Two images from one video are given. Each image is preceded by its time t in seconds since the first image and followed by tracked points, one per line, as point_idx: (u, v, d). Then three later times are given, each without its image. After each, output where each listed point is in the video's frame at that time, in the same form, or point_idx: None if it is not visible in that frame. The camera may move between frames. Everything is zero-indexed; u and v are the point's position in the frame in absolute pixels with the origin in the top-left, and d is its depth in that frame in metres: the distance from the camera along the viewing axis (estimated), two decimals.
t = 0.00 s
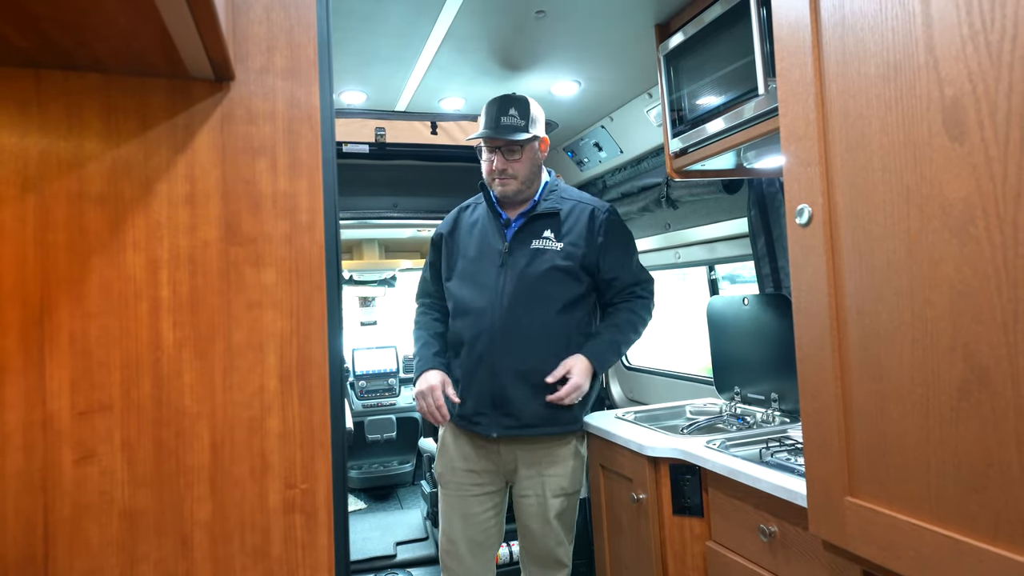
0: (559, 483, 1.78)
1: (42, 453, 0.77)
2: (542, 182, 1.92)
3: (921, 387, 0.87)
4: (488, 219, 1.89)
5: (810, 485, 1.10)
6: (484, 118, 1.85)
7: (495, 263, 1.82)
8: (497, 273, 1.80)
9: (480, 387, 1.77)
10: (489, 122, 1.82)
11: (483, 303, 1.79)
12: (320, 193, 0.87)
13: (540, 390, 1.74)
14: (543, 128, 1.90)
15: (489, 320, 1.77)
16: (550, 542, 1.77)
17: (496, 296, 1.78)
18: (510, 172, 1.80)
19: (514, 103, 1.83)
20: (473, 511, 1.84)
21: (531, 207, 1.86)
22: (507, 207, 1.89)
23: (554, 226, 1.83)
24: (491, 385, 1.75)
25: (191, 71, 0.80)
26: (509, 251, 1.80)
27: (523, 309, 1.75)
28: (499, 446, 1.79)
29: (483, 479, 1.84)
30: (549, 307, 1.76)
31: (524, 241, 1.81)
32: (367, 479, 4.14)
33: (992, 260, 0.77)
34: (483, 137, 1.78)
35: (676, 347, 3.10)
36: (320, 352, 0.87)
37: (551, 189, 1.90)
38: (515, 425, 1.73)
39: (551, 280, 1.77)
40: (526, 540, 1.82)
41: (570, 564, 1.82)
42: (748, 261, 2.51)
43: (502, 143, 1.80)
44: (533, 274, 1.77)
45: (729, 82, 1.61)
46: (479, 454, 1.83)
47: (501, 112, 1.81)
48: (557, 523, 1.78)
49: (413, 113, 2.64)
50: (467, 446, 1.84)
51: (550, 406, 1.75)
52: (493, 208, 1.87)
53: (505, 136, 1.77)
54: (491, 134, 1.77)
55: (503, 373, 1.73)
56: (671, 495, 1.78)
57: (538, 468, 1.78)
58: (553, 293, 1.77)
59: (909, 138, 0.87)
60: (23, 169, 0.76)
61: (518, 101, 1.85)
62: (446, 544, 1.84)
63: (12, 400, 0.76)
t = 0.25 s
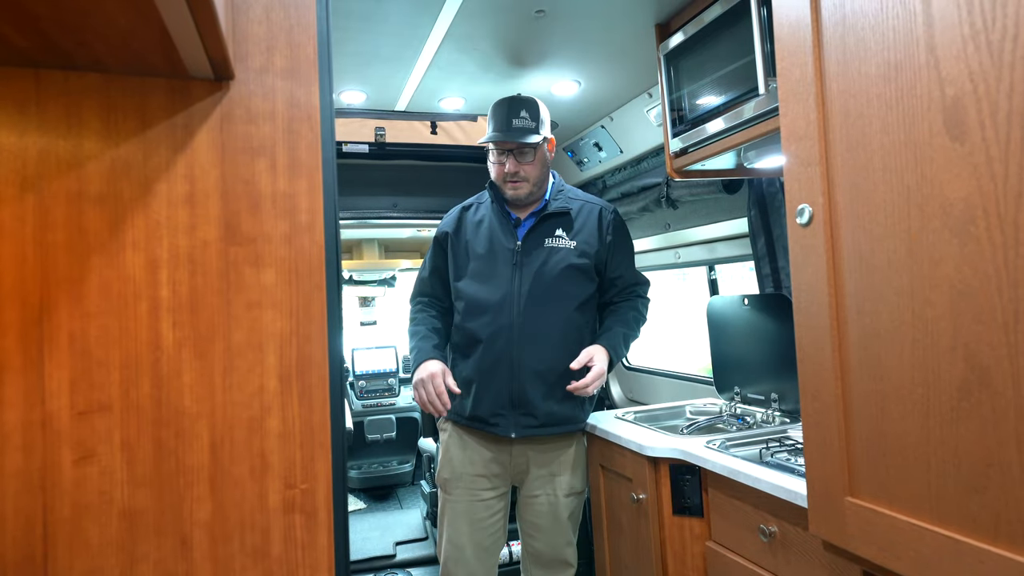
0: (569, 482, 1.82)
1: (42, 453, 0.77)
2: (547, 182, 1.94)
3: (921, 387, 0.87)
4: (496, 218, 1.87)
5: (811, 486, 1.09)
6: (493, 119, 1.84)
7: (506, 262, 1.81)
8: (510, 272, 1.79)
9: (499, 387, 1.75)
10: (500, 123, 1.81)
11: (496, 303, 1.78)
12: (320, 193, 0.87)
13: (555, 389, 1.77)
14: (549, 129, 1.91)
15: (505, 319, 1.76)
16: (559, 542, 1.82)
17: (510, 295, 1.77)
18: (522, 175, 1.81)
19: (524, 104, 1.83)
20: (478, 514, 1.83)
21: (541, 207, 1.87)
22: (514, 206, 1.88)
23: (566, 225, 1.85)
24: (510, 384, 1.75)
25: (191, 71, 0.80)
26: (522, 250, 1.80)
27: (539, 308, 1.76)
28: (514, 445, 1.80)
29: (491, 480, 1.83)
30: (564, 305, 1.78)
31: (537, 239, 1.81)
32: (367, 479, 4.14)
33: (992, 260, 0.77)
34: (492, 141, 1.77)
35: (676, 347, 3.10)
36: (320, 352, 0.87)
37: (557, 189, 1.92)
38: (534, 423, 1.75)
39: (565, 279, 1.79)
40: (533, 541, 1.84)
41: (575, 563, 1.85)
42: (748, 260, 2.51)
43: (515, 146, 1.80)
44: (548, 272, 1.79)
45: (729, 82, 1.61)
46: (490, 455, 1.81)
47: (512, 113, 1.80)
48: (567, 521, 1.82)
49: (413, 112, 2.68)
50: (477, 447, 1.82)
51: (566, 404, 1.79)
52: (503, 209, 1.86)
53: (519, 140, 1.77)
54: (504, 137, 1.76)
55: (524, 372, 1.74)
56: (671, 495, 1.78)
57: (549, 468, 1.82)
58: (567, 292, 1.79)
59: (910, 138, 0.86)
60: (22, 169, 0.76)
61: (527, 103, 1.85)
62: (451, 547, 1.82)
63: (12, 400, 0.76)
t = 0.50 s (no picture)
0: (571, 483, 1.82)
1: (42, 453, 0.77)
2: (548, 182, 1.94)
3: (921, 387, 0.87)
4: (498, 218, 1.87)
5: (811, 486, 1.09)
6: (497, 119, 1.84)
7: (508, 263, 1.81)
8: (512, 272, 1.79)
9: (502, 387, 1.75)
10: (505, 124, 1.81)
11: (499, 303, 1.78)
12: (320, 193, 0.87)
13: (557, 390, 1.78)
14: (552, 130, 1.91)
15: (508, 319, 1.76)
16: (560, 543, 1.82)
17: (512, 295, 1.77)
18: (527, 177, 1.81)
19: (529, 106, 1.83)
20: (478, 515, 1.83)
21: (543, 208, 1.87)
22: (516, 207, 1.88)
23: (568, 225, 1.85)
24: (513, 385, 1.74)
25: (191, 71, 0.80)
26: (525, 251, 1.80)
27: (542, 309, 1.76)
28: (516, 447, 1.80)
29: (492, 481, 1.83)
30: (566, 306, 1.78)
31: (539, 240, 1.81)
32: (366, 479, 4.14)
33: (992, 260, 0.77)
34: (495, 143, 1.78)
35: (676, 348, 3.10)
36: (320, 352, 0.87)
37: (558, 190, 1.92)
38: (537, 424, 1.75)
39: (568, 279, 1.79)
40: (533, 542, 1.84)
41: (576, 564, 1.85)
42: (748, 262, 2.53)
43: (520, 148, 1.80)
44: (550, 273, 1.79)
45: (729, 82, 1.61)
46: (491, 457, 1.81)
47: (517, 114, 1.81)
48: (568, 522, 1.82)
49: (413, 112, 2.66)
50: (479, 448, 1.83)
51: (569, 405, 1.79)
52: (505, 210, 1.86)
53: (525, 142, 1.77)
54: (508, 138, 1.76)
55: (527, 373, 1.74)
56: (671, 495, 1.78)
57: (551, 469, 1.82)
58: (570, 293, 1.79)
59: (910, 138, 0.87)
60: (22, 169, 0.76)
61: (532, 104, 1.85)
62: (450, 548, 1.82)
63: (12, 400, 0.76)
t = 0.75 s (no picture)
0: (570, 484, 1.82)
1: (41, 453, 0.77)
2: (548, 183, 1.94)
3: (919, 387, 0.87)
4: (497, 219, 1.87)
5: (810, 486, 1.09)
6: (497, 118, 1.84)
7: (507, 263, 1.81)
8: (512, 273, 1.79)
9: (501, 388, 1.75)
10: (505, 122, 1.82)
11: (499, 304, 1.78)
12: (319, 194, 0.87)
13: (556, 391, 1.78)
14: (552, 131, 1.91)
15: (507, 320, 1.76)
16: (560, 543, 1.82)
17: (512, 296, 1.77)
18: (526, 176, 1.81)
19: (529, 105, 1.84)
20: (478, 516, 1.83)
21: (543, 209, 1.87)
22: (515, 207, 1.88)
23: (568, 226, 1.85)
24: (512, 386, 1.74)
25: (190, 72, 0.80)
26: (524, 251, 1.80)
27: (541, 310, 1.76)
28: (515, 448, 1.80)
29: (491, 481, 1.83)
30: (566, 307, 1.78)
31: (538, 241, 1.81)
32: (366, 480, 4.14)
33: (990, 260, 0.77)
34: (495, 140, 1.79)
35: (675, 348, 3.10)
36: (319, 353, 0.87)
37: (559, 190, 1.92)
38: (536, 426, 1.75)
39: (568, 280, 1.80)
40: (533, 542, 1.84)
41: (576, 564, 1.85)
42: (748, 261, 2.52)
43: (519, 146, 1.81)
44: (550, 273, 1.79)
45: (728, 82, 1.61)
46: (490, 457, 1.82)
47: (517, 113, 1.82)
48: (568, 523, 1.83)
49: (413, 112, 2.66)
50: (478, 448, 1.83)
51: (567, 406, 1.79)
52: (505, 211, 1.86)
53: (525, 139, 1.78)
54: (507, 137, 1.77)
55: (526, 374, 1.74)
56: (670, 495, 1.78)
57: (550, 469, 1.82)
58: (570, 293, 1.79)
59: (908, 138, 0.87)
60: (22, 169, 0.76)
61: (532, 103, 1.86)
62: (450, 549, 1.83)
63: (12, 400, 0.76)
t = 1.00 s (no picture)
0: (569, 484, 1.82)
1: (41, 454, 0.77)
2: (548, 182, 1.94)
3: (918, 387, 0.87)
4: (497, 218, 1.87)
5: (809, 486, 1.09)
6: (497, 117, 1.84)
7: (507, 263, 1.81)
8: (511, 273, 1.79)
9: (499, 388, 1.75)
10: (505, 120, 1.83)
11: (498, 303, 1.78)
12: (318, 194, 0.88)
13: (554, 391, 1.78)
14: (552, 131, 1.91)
15: (507, 320, 1.76)
16: (559, 544, 1.82)
17: (511, 295, 1.77)
18: (524, 174, 1.81)
19: (529, 103, 1.84)
20: (477, 515, 1.83)
21: (542, 208, 1.87)
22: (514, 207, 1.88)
23: (567, 226, 1.85)
24: (509, 386, 1.75)
25: (189, 72, 0.80)
26: (524, 251, 1.80)
27: (541, 309, 1.76)
28: (513, 448, 1.80)
29: (490, 480, 1.83)
30: (565, 307, 1.78)
31: (538, 240, 1.81)
32: (366, 480, 4.14)
33: (989, 260, 0.77)
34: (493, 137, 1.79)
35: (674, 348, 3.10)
36: (318, 353, 0.87)
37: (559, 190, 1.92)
38: (533, 426, 1.75)
39: (567, 280, 1.80)
40: (533, 542, 1.84)
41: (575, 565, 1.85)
42: (747, 259, 2.49)
43: (519, 144, 1.81)
44: (549, 273, 1.79)
45: (727, 82, 1.61)
46: (489, 457, 1.82)
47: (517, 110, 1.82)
48: (568, 523, 1.82)
49: (412, 112, 2.66)
50: (477, 448, 1.83)
51: (565, 407, 1.79)
52: (504, 210, 1.86)
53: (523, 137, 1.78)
54: (505, 134, 1.77)
55: (524, 374, 1.74)
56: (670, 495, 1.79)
57: (549, 469, 1.82)
58: (569, 293, 1.79)
59: (906, 138, 0.87)
60: (21, 170, 0.76)
61: (533, 102, 1.86)
62: (450, 549, 1.82)
63: (11, 401, 0.76)
